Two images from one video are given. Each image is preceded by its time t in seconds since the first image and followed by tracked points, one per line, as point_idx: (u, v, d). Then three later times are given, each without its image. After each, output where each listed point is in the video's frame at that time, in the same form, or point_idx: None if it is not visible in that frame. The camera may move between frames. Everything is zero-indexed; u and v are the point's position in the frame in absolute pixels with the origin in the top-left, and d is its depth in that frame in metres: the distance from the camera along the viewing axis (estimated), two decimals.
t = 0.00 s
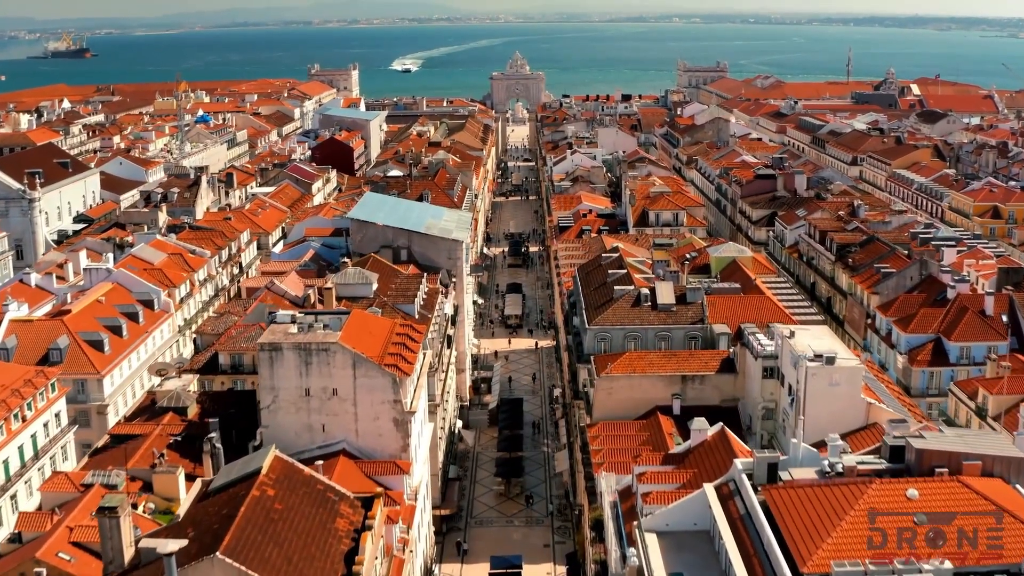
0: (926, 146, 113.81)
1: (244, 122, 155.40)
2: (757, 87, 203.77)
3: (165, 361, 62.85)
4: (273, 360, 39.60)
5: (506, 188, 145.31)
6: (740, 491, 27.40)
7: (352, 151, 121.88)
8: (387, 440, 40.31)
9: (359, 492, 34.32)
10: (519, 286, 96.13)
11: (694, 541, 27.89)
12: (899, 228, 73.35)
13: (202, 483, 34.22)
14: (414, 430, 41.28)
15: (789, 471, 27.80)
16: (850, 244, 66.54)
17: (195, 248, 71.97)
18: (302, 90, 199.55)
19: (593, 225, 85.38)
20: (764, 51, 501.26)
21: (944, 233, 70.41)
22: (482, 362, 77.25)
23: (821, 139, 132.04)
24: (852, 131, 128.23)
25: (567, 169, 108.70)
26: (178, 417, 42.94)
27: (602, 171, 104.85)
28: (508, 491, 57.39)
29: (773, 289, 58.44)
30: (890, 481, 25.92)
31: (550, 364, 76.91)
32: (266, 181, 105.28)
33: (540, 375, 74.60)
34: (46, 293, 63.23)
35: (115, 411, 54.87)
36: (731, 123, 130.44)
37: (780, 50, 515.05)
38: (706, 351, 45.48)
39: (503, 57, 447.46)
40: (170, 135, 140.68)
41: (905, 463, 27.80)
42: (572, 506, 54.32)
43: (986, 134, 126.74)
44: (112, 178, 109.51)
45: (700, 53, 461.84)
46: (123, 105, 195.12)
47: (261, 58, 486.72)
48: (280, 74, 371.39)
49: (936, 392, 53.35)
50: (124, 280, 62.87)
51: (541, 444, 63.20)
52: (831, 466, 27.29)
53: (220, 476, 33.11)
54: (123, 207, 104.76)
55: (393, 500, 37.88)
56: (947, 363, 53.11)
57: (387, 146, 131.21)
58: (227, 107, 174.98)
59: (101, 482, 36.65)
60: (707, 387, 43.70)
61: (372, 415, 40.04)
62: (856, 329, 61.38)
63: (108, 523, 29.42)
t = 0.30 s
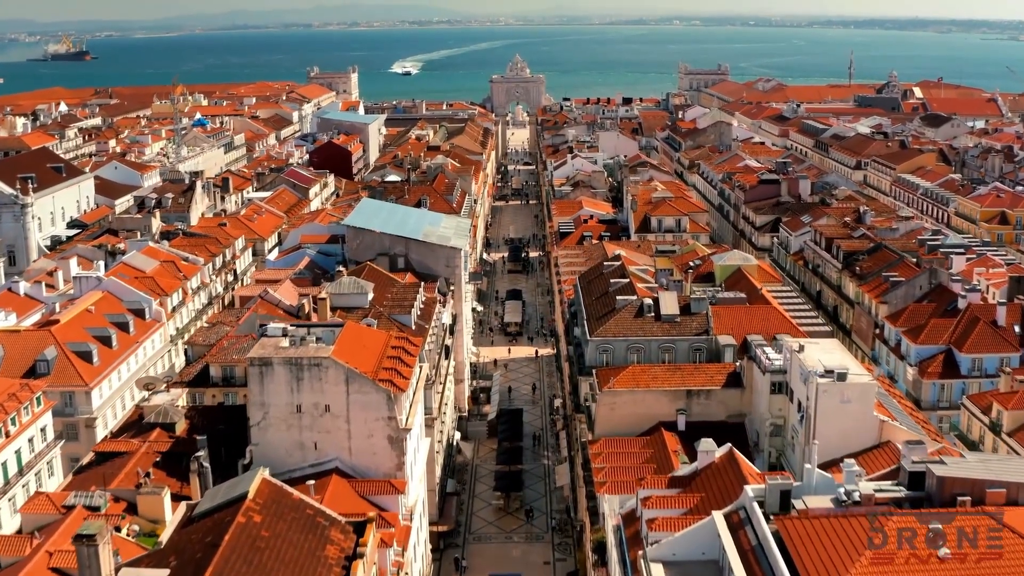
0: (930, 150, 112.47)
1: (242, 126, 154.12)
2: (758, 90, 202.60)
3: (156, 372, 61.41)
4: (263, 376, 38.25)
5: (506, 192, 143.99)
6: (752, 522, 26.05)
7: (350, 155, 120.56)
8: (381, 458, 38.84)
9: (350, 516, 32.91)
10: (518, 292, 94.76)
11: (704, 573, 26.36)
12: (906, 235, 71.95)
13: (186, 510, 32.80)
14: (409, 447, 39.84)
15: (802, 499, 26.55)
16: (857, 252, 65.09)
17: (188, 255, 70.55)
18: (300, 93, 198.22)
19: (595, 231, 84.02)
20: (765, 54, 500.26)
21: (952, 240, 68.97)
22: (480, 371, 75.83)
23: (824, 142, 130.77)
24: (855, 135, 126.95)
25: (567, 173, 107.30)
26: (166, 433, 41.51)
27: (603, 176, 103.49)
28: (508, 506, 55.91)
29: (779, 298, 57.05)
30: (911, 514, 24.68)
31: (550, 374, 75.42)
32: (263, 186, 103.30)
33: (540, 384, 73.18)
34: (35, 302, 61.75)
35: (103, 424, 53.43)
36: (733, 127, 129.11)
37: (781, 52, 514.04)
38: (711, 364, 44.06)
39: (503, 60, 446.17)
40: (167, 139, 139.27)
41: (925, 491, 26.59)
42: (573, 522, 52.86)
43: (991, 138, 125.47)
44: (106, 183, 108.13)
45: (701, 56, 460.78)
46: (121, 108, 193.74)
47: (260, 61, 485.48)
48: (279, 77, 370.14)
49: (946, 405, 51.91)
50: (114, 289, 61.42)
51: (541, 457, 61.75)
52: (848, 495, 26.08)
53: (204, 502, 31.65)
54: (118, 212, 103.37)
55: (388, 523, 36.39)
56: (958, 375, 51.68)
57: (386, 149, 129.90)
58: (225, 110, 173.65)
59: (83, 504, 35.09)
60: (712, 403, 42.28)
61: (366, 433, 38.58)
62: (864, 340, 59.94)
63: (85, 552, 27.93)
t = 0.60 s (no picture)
0: (935, 153, 111.08)
1: (239, 129, 152.81)
2: (760, 93, 201.45)
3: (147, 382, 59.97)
4: (252, 391, 36.88)
5: (506, 196, 142.68)
6: (763, 550, 24.80)
7: (348, 159, 119.24)
8: (374, 476, 37.41)
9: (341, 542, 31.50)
10: (518, 299, 93.41)
11: None
12: (913, 241, 70.61)
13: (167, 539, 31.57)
14: (404, 464, 38.41)
15: (818, 528, 25.20)
16: (864, 258, 63.70)
17: (181, 262, 69.17)
18: (299, 96, 196.93)
19: (596, 236, 82.69)
20: (765, 56, 499.02)
21: (961, 246, 67.57)
22: (479, 380, 74.43)
23: (827, 146, 129.48)
24: (858, 139, 125.66)
25: (568, 177, 105.90)
26: (152, 449, 40.11)
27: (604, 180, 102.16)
28: (507, 521, 54.47)
29: (785, 307, 55.64)
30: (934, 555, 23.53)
31: (550, 382, 73.97)
32: (259, 190, 101.86)
33: (540, 393, 71.80)
34: (24, 310, 60.28)
35: (91, 437, 52.01)
36: (736, 130, 127.75)
37: (782, 55, 512.71)
38: (716, 378, 42.63)
39: (502, 62, 444.83)
40: (163, 142, 137.90)
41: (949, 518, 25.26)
42: (574, 537, 51.42)
43: (995, 141, 124.15)
44: (101, 187, 106.79)
45: (702, 59, 459.43)
46: (118, 111, 192.47)
47: (260, 63, 484.39)
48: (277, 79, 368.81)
49: (958, 418, 50.36)
50: (105, 297, 59.99)
51: (541, 469, 60.31)
52: (866, 524, 24.80)
53: (189, 527, 30.33)
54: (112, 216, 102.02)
55: (383, 545, 34.89)
56: (971, 387, 50.24)
57: (384, 153, 128.58)
58: (223, 113, 172.38)
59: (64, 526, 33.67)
60: (718, 417, 40.87)
61: (359, 450, 37.14)
62: (872, 349, 58.54)
63: None
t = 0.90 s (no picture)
0: (941, 157, 109.65)
1: (237, 132, 151.44)
2: (762, 96, 200.04)
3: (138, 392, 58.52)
4: (242, 407, 35.45)
5: (506, 200, 141.26)
6: None
7: (346, 163, 117.85)
8: (368, 495, 35.97)
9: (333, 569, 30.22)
10: (518, 305, 91.95)
11: None
12: (921, 247, 69.18)
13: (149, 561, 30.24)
14: (400, 482, 37.00)
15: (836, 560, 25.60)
16: (872, 266, 62.28)
17: (174, 268, 67.74)
18: (298, 98, 195.52)
19: (597, 242, 81.29)
20: (766, 59, 497.72)
21: (970, 253, 66.11)
22: (478, 388, 72.96)
23: (831, 150, 128.09)
24: (863, 142, 124.24)
25: (569, 182, 104.42)
26: (139, 466, 38.68)
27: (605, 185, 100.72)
28: (506, 536, 53.00)
29: (792, 317, 54.23)
30: None
31: (551, 392, 72.49)
32: (256, 195, 100.37)
33: (541, 403, 70.34)
34: (13, 318, 58.73)
35: (79, 450, 50.53)
36: (739, 134, 126.31)
37: (783, 58, 511.42)
38: (723, 392, 41.18)
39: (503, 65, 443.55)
40: (161, 145, 136.49)
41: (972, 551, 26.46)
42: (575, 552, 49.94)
43: (1002, 145, 122.73)
44: (96, 191, 105.44)
45: (703, 61, 457.84)
46: (116, 114, 191.02)
47: (261, 66, 483.46)
48: (278, 82, 367.62)
49: (970, 431, 48.95)
50: (95, 305, 58.55)
51: (541, 482, 58.85)
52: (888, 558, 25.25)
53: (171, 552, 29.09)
54: (107, 221, 100.61)
55: (378, 568, 33.44)
56: (984, 399, 48.73)
57: (383, 156, 127.23)
58: (222, 116, 170.95)
59: (45, 548, 32.21)
60: (725, 434, 39.43)
61: (353, 468, 35.73)
62: (881, 359, 57.08)
63: None
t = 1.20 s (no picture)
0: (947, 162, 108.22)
1: (235, 135, 150.08)
2: (764, 99, 198.65)
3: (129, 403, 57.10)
4: (230, 424, 34.10)
5: (507, 203, 139.85)
6: None
7: (345, 166, 116.44)
8: (361, 516, 34.56)
9: None
10: (519, 311, 90.56)
11: None
12: (930, 254, 67.75)
13: None
14: (395, 502, 35.61)
15: None
16: (881, 273, 60.85)
17: (167, 275, 66.34)
18: (297, 101, 194.15)
19: (599, 247, 79.85)
20: (768, 62, 496.65)
21: (981, 259, 64.63)
22: (477, 397, 71.50)
23: (834, 153, 126.69)
24: (867, 146, 122.85)
25: (570, 186, 103.03)
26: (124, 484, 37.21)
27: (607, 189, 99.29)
28: (505, 551, 51.52)
29: (799, 327, 52.84)
30: None
31: (552, 401, 71.03)
32: (253, 199, 98.94)
33: (542, 413, 68.89)
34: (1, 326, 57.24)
35: (66, 463, 49.03)
36: (742, 137, 124.92)
37: (785, 61, 510.32)
38: (730, 406, 39.75)
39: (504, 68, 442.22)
40: (157, 149, 135.06)
41: None
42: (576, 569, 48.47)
43: (1008, 149, 121.31)
44: (91, 195, 104.08)
45: (704, 64, 456.34)
46: (114, 116, 189.53)
47: (261, 68, 482.17)
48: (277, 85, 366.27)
49: (983, 445, 47.49)
50: (85, 314, 57.13)
51: (542, 495, 57.37)
52: None
53: None
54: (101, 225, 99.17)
55: None
56: (998, 412, 47.23)
57: (382, 160, 125.90)
58: (220, 118, 169.52)
59: (22, 573, 30.77)
60: (732, 449, 38.01)
61: (345, 488, 34.33)
62: (891, 369, 55.63)
63: None
